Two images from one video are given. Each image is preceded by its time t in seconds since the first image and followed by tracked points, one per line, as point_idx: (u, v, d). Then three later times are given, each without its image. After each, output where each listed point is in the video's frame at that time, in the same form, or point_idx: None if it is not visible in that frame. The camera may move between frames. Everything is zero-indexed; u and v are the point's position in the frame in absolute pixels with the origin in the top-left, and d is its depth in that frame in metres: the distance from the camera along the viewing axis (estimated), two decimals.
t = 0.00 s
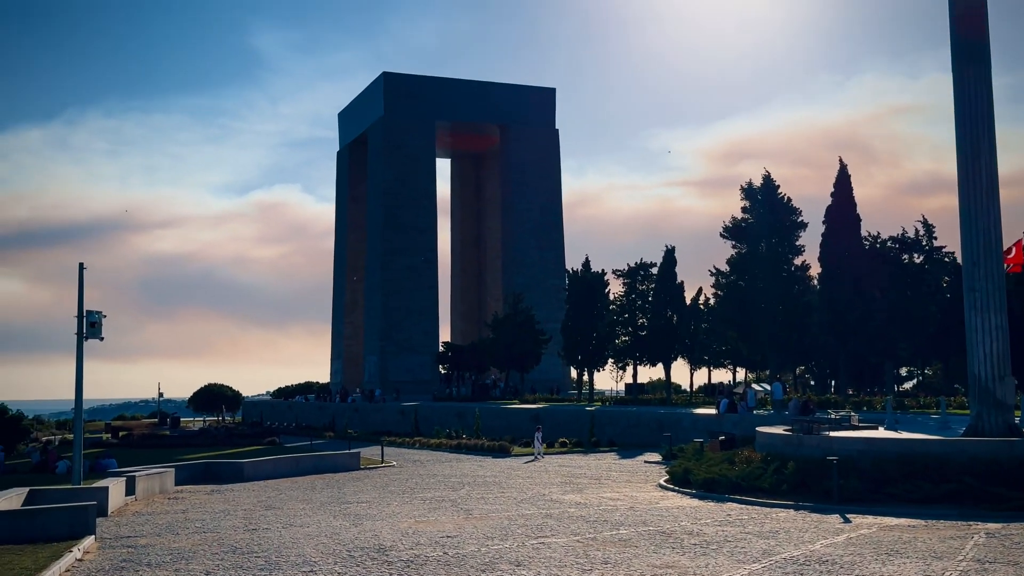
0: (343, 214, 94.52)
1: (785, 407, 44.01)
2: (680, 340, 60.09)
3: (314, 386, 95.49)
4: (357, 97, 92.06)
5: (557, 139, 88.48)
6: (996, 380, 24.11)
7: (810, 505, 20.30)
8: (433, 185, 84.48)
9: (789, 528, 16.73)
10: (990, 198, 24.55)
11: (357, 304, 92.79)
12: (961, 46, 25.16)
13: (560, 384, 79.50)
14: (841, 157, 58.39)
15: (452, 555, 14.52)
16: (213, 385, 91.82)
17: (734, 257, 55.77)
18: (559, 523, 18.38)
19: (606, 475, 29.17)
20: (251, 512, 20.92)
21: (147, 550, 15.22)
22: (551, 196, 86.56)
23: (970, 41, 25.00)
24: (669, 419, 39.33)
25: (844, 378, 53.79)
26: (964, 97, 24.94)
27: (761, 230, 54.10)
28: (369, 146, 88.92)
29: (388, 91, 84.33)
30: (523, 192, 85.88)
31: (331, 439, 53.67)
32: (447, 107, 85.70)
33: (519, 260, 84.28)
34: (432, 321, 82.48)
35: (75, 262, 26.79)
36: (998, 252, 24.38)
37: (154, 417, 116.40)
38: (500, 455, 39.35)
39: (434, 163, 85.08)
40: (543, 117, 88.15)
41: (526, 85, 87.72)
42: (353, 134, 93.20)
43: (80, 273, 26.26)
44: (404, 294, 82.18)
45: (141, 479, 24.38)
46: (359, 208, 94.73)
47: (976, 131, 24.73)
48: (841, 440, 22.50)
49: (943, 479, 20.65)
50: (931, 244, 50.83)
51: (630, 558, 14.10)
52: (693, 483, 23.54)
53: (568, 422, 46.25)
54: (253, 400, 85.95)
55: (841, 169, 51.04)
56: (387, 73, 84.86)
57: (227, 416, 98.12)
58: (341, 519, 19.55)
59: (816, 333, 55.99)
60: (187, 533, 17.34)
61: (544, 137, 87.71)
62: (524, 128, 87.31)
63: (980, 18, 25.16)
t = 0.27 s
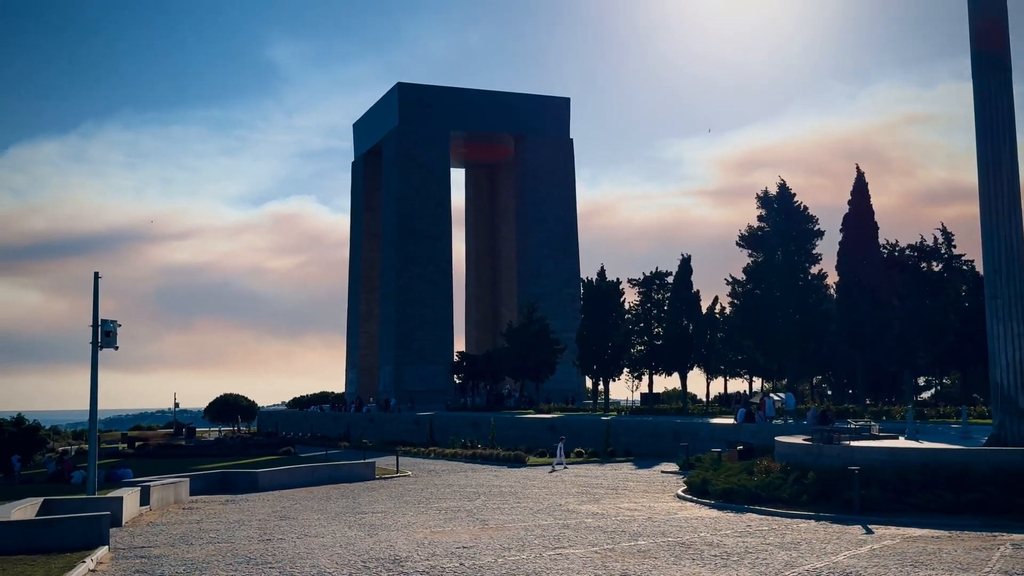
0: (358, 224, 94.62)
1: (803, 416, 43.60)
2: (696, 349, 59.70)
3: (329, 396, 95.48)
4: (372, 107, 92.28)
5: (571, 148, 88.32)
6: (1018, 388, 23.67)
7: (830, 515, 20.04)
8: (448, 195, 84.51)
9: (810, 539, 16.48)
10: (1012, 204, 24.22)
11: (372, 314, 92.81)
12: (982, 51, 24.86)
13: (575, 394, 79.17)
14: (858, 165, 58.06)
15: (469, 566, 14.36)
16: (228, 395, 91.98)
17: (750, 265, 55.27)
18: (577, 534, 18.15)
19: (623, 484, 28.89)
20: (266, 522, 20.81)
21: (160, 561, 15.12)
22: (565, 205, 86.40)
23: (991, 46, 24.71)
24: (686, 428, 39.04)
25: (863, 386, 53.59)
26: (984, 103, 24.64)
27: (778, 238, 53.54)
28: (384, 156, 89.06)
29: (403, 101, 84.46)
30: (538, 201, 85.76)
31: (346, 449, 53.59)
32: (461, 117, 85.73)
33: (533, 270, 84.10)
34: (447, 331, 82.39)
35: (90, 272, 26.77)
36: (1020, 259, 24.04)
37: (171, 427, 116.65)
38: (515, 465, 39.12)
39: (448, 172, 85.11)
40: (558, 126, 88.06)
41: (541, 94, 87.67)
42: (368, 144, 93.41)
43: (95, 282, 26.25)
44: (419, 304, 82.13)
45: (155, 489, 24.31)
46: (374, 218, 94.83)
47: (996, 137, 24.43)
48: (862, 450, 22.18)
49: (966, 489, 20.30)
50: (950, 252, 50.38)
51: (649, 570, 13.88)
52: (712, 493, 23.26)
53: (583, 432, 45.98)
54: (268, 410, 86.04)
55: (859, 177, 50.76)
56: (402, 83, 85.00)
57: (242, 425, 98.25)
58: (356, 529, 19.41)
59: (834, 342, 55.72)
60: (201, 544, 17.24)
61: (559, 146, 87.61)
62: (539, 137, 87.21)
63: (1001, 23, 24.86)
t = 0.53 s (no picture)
0: (371, 235, 94.69)
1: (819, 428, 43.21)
2: (710, 359, 59.36)
3: (342, 407, 95.39)
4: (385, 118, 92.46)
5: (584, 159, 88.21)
6: None
7: (849, 528, 19.78)
8: (461, 206, 84.51)
9: (830, 552, 16.20)
10: None
11: (385, 325, 92.73)
12: (1002, 59, 24.63)
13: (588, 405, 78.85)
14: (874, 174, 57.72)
15: None
16: (241, 406, 92.03)
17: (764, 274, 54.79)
18: (592, 547, 17.91)
19: (638, 497, 28.61)
20: (277, 534, 20.64)
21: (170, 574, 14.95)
22: (578, 215, 86.24)
23: (1011, 54, 24.48)
24: (701, 440, 38.73)
25: (878, 398, 53.27)
26: (1005, 112, 24.41)
27: (792, 248, 52.99)
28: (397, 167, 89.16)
29: (416, 113, 84.59)
30: (551, 212, 85.63)
31: (359, 460, 53.45)
32: (474, 128, 85.77)
33: (546, 280, 83.90)
34: (459, 342, 82.20)
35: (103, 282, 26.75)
36: None
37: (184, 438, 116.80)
38: (529, 476, 38.87)
39: (461, 183, 85.11)
40: (570, 136, 87.98)
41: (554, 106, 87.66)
42: (381, 155, 93.56)
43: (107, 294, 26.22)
44: (432, 315, 82.01)
45: (167, 501, 24.21)
46: (386, 229, 94.88)
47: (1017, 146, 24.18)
48: (882, 462, 21.87)
49: (989, 501, 19.96)
50: (967, 261, 49.95)
51: None
52: (728, 505, 22.98)
53: (597, 443, 45.67)
54: (281, 421, 85.98)
55: (874, 186, 50.44)
56: (415, 95, 85.14)
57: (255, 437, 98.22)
58: (369, 541, 19.21)
59: (849, 352, 55.38)
60: (212, 556, 17.08)
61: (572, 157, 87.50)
62: (552, 148, 87.15)
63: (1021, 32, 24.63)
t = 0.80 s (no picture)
0: (382, 247, 94.71)
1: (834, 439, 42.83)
2: (722, 371, 58.99)
3: (353, 419, 95.24)
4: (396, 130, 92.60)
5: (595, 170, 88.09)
6: None
7: (867, 541, 19.53)
8: (472, 217, 84.48)
9: (848, 566, 15.95)
10: None
11: (396, 337, 92.64)
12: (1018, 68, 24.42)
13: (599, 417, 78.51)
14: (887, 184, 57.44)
15: None
16: (253, 418, 92.03)
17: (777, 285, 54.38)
18: (605, 560, 17.70)
19: (651, 509, 28.34)
20: (288, 547, 20.48)
21: None
22: (589, 226, 86.08)
23: None
24: (714, 452, 38.43)
25: (893, 409, 52.93)
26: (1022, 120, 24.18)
27: (805, 259, 52.45)
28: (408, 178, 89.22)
29: (427, 125, 84.66)
30: (562, 223, 85.49)
31: (370, 472, 53.25)
32: (485, 140, 85.78)
33: (557, 292, 83.70)
34: (470, 354, 82.02)
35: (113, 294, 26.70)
36: None
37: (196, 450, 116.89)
38: (540, 488, 38.61)
39: (472, 195, 85.10)
40: (581, 147, 87.89)
41: (565, 117, 87.64)
42: (392, 167, 93.68)
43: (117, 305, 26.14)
44: (443, 327, 81.87)
45: (177, 514, 24.09)
46: (398, 241, 94.90)
47: None
48: (899, 474, 21.59)
49: (1009, 514, 19.68)
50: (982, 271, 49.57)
51: None
52: (743, 518, 22.72)
53: (609, 455, 45.39)
54: (292, 433, 85.90)
55: (887, 196, 50.12)
56: (426, 107, 85.21)
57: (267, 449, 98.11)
58: (380, 554, 19.03)
59: (863, 363, 55.06)
60: (222, 569, 16.93)
61: (583, 169, 87.40)
62: (563, 160, 87.08)
63: None
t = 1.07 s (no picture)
0: (393, 259, 94.71)
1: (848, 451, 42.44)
2: (735, 382, 58.59)
3: (364, 432, 95.03)
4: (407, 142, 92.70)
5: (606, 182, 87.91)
6: None
7: (886, 554, 19.25)
8: (482, 229, 84.41)
9: None
10: None
11: (407, 348, 92.48)
12: None
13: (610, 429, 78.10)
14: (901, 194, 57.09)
15: None
16: (264, 430, 91.96)
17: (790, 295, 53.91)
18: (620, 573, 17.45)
19: (665, 522, 28.02)
20: (299, 560, 20.31)
21: None
22: (599, 238, 85.86)
23: None
24: (728, 463, 38.08)
25: (909, 421, 52.53)
26: None
27: (818, 271, 51.90)
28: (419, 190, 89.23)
29: (437, 136, 84.69)
30: (573, 234, 85.30)
31: (381, 484, 53.04)
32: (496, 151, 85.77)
33: (568, 303, 83.46)
34: (481, 365, 81.78)
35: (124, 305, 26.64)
36: None
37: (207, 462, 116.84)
38: (552, 501, 38.29)
39: (483, 206, 85.04)
40: (591, 158, 87.76)
41: (576, 129, 87.57)
42: (403, 179, 93.76)
43: (127, 317, 26.07)
44: (453, 338, 81.70)
45: (188, 526, 23.95)
46: (408, 253, 94.87)
47: None
48: (918, 486, 21.27)
49: None
50: (998, 281, 49.14)
51: None
52: (759, 531, 22.44)
53: (621, 467, 45.06)
54: (303, 446, 85.78)
55: (901, 206, 49.77)
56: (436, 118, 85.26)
57: (277, 461, 97.95)
58: (392, 567, 18.84)
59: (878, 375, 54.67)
60: None
61: (594, 180, 87.23)
62: (574, 171, 86.95)
63: None
